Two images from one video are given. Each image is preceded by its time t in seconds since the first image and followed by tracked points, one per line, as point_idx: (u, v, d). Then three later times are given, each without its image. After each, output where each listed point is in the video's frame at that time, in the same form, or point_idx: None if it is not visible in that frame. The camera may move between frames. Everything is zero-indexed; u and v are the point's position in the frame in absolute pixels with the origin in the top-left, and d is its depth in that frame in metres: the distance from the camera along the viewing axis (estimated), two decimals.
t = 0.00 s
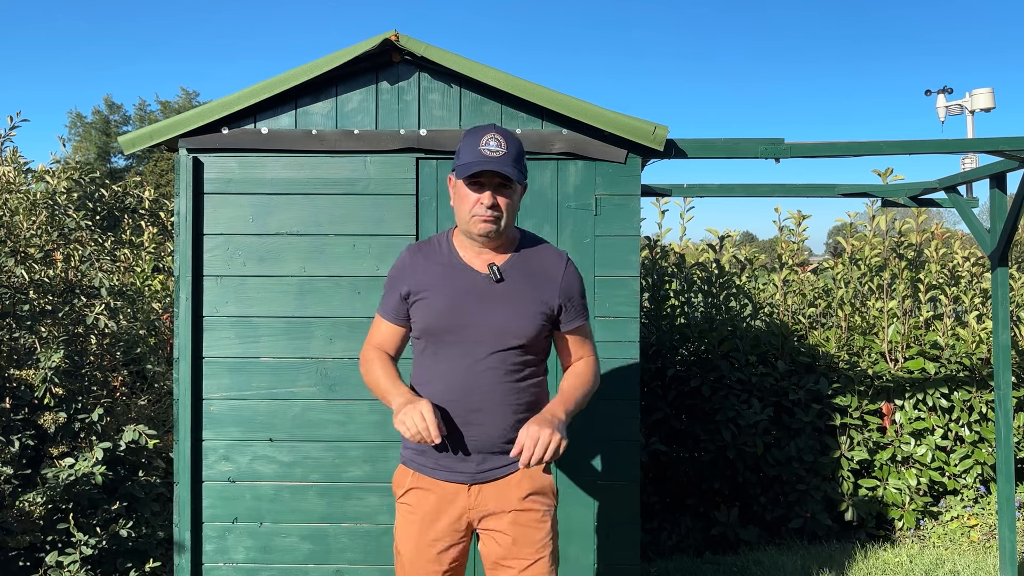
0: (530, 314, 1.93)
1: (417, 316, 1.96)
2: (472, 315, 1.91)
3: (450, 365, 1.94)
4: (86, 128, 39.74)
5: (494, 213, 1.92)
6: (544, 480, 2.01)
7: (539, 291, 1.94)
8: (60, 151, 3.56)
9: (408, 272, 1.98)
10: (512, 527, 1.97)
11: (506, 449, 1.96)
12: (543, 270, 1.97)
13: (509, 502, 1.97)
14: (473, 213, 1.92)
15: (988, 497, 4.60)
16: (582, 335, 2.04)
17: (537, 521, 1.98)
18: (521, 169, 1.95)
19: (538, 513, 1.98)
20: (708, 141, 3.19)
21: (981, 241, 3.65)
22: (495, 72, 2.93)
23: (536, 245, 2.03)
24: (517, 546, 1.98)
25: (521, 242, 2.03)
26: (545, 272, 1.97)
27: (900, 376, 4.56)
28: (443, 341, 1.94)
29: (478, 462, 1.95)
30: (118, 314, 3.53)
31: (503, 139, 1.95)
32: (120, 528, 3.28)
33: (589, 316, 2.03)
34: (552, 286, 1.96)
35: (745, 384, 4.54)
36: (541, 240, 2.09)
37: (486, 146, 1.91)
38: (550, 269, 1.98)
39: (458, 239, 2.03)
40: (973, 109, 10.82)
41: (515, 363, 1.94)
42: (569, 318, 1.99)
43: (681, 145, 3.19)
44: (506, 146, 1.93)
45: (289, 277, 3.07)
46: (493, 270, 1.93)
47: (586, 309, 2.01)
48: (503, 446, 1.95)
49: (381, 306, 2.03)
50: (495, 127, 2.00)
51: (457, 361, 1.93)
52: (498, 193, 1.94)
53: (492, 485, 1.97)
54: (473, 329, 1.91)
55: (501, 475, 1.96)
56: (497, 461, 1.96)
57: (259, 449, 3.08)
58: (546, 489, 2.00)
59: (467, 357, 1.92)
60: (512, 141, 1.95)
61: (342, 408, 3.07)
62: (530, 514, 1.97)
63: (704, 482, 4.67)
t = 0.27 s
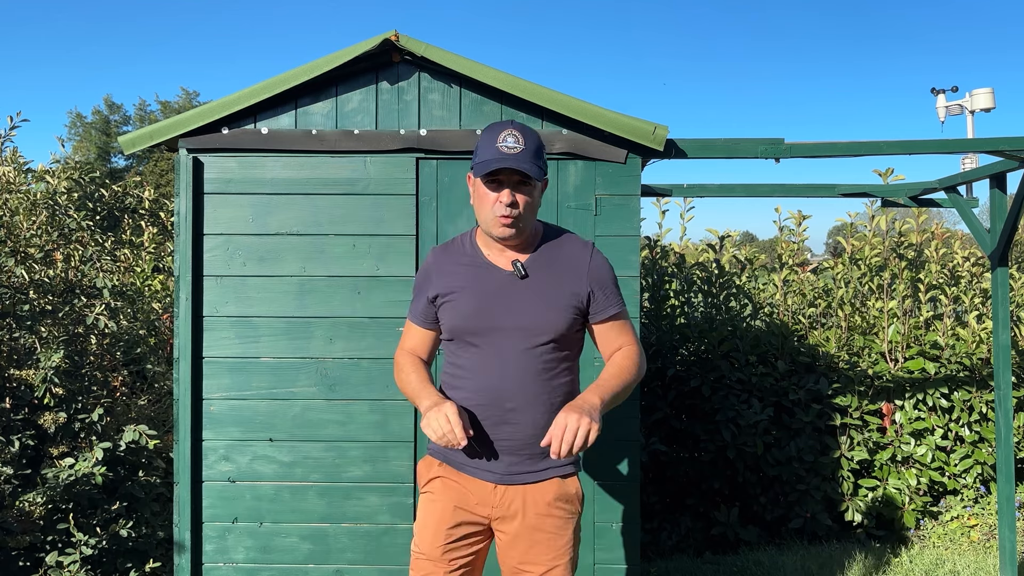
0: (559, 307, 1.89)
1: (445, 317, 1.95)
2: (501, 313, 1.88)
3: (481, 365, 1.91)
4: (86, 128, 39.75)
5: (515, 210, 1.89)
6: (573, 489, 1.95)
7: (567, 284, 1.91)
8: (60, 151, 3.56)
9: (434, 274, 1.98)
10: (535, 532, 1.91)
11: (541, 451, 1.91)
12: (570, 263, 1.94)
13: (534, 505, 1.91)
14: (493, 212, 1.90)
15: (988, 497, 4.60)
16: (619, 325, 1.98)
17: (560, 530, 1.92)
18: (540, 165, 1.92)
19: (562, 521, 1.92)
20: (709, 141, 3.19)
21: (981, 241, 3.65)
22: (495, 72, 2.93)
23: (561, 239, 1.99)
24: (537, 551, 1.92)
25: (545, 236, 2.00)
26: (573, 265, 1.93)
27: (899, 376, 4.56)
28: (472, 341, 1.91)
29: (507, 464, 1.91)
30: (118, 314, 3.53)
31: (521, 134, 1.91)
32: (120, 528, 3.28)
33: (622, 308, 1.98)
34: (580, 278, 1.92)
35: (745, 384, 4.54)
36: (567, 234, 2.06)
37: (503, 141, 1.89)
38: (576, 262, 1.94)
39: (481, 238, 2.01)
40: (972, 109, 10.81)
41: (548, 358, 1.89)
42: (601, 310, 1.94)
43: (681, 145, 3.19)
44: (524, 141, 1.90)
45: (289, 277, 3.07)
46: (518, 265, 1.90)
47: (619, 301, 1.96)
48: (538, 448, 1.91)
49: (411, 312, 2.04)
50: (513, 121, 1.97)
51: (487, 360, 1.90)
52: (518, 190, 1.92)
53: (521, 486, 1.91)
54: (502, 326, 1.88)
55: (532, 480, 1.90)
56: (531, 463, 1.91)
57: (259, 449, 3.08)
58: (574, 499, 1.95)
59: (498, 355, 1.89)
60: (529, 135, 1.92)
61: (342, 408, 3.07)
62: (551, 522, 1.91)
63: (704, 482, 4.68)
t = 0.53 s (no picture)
0: (573, 310, 1.86)
1: (456, 319, 1.92)
2: (514, 315, 1.86)
3: (493, 367, 1.88)
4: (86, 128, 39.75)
5: (524, 211, 1.86)
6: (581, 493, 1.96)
7: (581, 286, 1.88)
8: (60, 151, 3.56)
9: (445, 275, 1.95)
10: (540, 529, 1.93)
11: (549, 454, 1.90)
12: (583, 264, 1.91)
13: (544, 503, 1.91)
14: (502, 212, 1.88)
15: (988, 497, 4.60)
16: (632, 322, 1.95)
17: (565, 531, 1.94)
18: (551, 164, 1.88)
19: (568, 522, 1.93)
20: (709, 141, 3.19)
21: (981, 241, 3.65)
22: (495, 72, 2.93)
23: (573, 238, 1.96)
24: (540, 549, 1.93)
25: (558, 234, 1.96)
26: (586, 266, 1.91)
27: (900, 376, 4.56)
28: (484, 343, 1.89)
29: (515, 464, 1.90)
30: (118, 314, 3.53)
31: (531, 133, 1.88)
32: (120, 528, 3.28)
33: (636, 308, 1.95)
34: (593, 280, 1.89)
35: (745, 384, 4.54)
36: (578, 232, 2.02)
37: (511, 142, 1.87)
38: (590, 263, 1.91)
39: (492, 237, 1.97)
40: (972, 109, 10.82)
41: (561, 362, 1.87)
42: (615, 311, 1.91)
43: (681, 145, 3.19)
44: (534, 141, 1.87)
45: (289, 277, 3.07)
46: (531, 268, 1.87)
47: (633, 302, 1.93)
48: (547, 451, 1.90)
49: (421, 313, 2.00)
50: (524, 122, 1.95)
51: (500, 363, 1.87)
52: (528, 190, 1.88)
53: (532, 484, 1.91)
54: (515, 329, 1.86)
55: (538, 481, 1.90)
56: (538, 466, 1.90)
57: (259, 449, 3.08)
58: (581, 503, 1.96)
59: (511, 358, 1.87)
60: (539, 134, 1.89)
61: (342, 408, 3.07)
62: (556, 525, 1.93)
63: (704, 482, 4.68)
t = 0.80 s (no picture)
0: (575, 314, 1.86)
1: (456, 321, 1.89)
2: (517, 319, 1.84)
3: (494, 371, 1.86)
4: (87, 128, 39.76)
5: (527, 211, 1.84)
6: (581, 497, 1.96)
7: (583, 291, 1.88)
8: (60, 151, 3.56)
9: (445, 276, 1.91)
10: (541, 535, 1.91)
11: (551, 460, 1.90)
12: (585, 269, 1.91)
13: (545, 510, 1.90)
14: (505, 212, 1.85)
15: (988, 497, 4.60)
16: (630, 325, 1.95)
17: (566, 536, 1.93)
18: (554, 164, 1.86)
19: (569, 527, 1.93)
20: (709, 141, 3.19)
21: (981, 241, 3.65)
22: (495, 72, 2.93)
23: (572, 242, 1.96)
24: (543, 556, 1.92)
25: (557, 238, 1.96)
26: (587, 271, 1.91)
27: (900, 376, 4.56)
28: (486, 347, 1.87)
29: (517, 473, 1.88)
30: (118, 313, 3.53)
31: (535, 132, 1.86)
32: (120, 528, 3.28)
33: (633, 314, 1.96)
34: (595, 285, 1.90)
35: (745, 384, 4.54)
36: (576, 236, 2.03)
37: (516, 140, 1.84)
38: (591, 267, 1.92)
39: (492, 238, 1.95)
40: (972, 109, 10.82)
41: (563, 366, 1.87)
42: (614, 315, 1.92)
43: (681, 145, 3.19)
44: (538, 139, 1.85)
45: (289, 277, 3.07)
46: (534, 271, 1.86)
47: (631, 308, 1.95)
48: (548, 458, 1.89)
49: (416, 313, 1.96)
50: (527, 120, 1.92)
51: (503, 367, 1.85)
52: (532, 190, 1.86)
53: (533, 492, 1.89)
54: (517, 333, 1.84)
55: (541, 488, 1.89)
56: (540, 472, 1.89)
57: (259, 449, 3.08)
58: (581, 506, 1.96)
59: (514, 361, 1.85)
60: (543, 133, 1.87)
61: (342, 408, 3.07)
62: (558, 530, 1.92)
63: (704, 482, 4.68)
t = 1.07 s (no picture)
0: (573, 318, 1.74)
1: (445, 326, 1.75)
2: (511, 324, 1.71)
3: (487, 380, 1.73)
4: (87, 128, 39.77)
5: (521, 210, 1.72)
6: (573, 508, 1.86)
7: (579, 293, 1.76)
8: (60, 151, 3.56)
9: (431, 278, 1.76)
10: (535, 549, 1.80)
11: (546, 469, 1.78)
12: (580, 270, 1.79)
13: (541, 518, 1.79)
14: (497, 211, 1.72)
15: (988, 497, 4.61)
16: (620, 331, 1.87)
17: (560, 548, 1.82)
18: (550, 161, 1.73)
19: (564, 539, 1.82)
20: (709, 141, 3.19)
21: (981, 241, 3.65)
22: (495, 72, 2.93)
23: (565, 241, 1.85)
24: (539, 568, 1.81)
25: (550, 238, 1.84)
26: (582, 272, 1.79)
27: (900, 376, 4.56)
28: (478, 353, 1.73)
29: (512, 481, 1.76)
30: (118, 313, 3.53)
31: (529, 127, 1.73)
32: (120, 528, 3.28)
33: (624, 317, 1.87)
34: (591, 286, 1.78)
35: (745, 384, 4.54)
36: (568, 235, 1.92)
37: (509, 136, 1.71)
38: (586, 268, 1.80)
39: (481, 237, 1.82)
40: (972, 108, 10.83)
41: (559, 373, 1.75)
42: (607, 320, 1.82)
43: (681, 145, 3.18)
44: (532, 136, 1.72)
45: (289, 277, 3.07)
46: (529, 273, 1.73)
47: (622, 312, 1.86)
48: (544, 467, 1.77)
49: (400, 318, 1.81)
50: (519, 116, 1.80)
51: (496, 375, 1.72)
52: (526, 189, 1.73)
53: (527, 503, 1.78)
54: (512, 338, 1.71)
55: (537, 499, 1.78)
56: (535, 481, 1.77)
57: (259, 449, 3.08)
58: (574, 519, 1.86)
59: (508, 369, 1.72)
60: (538, 129, 1.74)
61: (342, 408, 3.07)
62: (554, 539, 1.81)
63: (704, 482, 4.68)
